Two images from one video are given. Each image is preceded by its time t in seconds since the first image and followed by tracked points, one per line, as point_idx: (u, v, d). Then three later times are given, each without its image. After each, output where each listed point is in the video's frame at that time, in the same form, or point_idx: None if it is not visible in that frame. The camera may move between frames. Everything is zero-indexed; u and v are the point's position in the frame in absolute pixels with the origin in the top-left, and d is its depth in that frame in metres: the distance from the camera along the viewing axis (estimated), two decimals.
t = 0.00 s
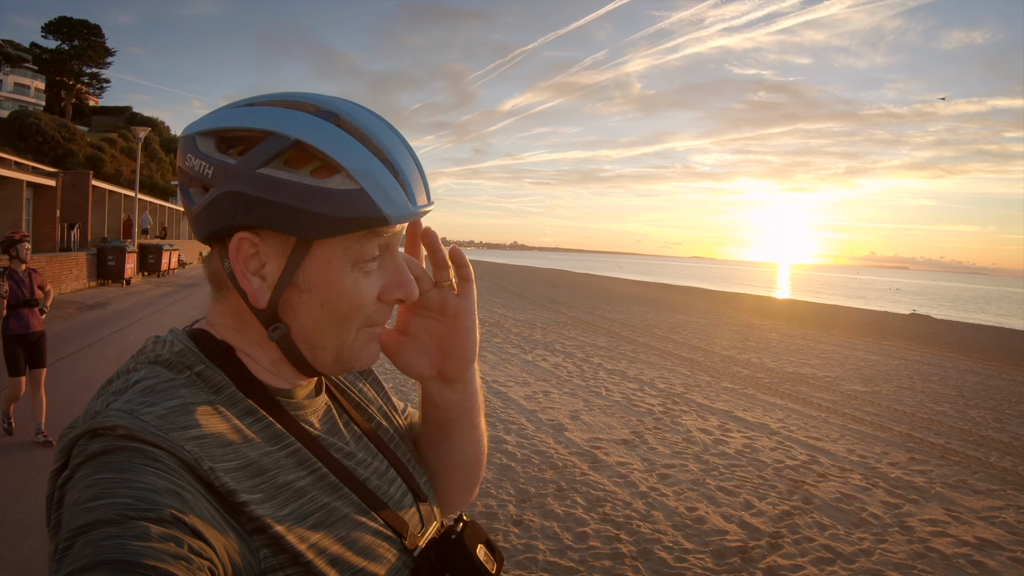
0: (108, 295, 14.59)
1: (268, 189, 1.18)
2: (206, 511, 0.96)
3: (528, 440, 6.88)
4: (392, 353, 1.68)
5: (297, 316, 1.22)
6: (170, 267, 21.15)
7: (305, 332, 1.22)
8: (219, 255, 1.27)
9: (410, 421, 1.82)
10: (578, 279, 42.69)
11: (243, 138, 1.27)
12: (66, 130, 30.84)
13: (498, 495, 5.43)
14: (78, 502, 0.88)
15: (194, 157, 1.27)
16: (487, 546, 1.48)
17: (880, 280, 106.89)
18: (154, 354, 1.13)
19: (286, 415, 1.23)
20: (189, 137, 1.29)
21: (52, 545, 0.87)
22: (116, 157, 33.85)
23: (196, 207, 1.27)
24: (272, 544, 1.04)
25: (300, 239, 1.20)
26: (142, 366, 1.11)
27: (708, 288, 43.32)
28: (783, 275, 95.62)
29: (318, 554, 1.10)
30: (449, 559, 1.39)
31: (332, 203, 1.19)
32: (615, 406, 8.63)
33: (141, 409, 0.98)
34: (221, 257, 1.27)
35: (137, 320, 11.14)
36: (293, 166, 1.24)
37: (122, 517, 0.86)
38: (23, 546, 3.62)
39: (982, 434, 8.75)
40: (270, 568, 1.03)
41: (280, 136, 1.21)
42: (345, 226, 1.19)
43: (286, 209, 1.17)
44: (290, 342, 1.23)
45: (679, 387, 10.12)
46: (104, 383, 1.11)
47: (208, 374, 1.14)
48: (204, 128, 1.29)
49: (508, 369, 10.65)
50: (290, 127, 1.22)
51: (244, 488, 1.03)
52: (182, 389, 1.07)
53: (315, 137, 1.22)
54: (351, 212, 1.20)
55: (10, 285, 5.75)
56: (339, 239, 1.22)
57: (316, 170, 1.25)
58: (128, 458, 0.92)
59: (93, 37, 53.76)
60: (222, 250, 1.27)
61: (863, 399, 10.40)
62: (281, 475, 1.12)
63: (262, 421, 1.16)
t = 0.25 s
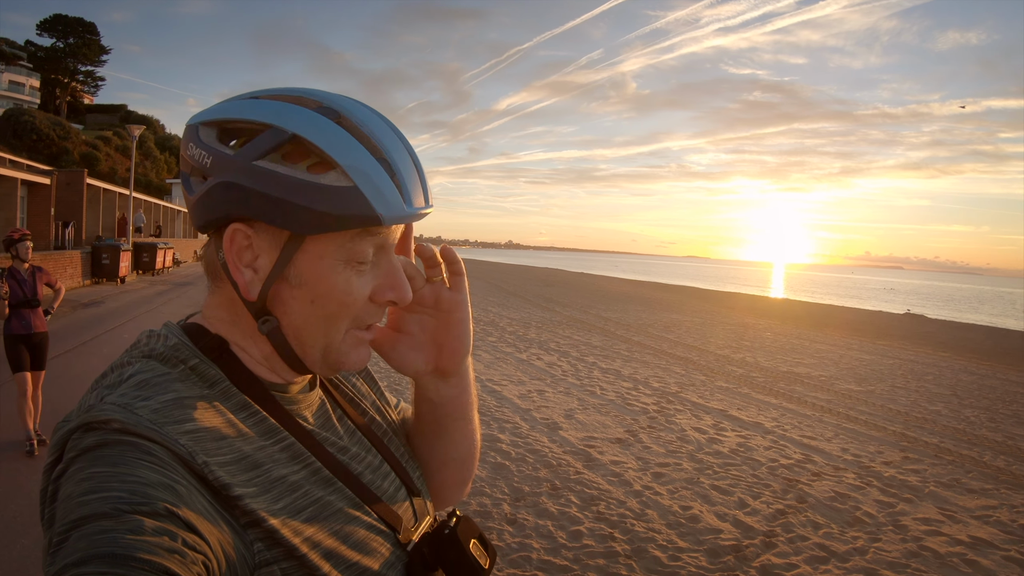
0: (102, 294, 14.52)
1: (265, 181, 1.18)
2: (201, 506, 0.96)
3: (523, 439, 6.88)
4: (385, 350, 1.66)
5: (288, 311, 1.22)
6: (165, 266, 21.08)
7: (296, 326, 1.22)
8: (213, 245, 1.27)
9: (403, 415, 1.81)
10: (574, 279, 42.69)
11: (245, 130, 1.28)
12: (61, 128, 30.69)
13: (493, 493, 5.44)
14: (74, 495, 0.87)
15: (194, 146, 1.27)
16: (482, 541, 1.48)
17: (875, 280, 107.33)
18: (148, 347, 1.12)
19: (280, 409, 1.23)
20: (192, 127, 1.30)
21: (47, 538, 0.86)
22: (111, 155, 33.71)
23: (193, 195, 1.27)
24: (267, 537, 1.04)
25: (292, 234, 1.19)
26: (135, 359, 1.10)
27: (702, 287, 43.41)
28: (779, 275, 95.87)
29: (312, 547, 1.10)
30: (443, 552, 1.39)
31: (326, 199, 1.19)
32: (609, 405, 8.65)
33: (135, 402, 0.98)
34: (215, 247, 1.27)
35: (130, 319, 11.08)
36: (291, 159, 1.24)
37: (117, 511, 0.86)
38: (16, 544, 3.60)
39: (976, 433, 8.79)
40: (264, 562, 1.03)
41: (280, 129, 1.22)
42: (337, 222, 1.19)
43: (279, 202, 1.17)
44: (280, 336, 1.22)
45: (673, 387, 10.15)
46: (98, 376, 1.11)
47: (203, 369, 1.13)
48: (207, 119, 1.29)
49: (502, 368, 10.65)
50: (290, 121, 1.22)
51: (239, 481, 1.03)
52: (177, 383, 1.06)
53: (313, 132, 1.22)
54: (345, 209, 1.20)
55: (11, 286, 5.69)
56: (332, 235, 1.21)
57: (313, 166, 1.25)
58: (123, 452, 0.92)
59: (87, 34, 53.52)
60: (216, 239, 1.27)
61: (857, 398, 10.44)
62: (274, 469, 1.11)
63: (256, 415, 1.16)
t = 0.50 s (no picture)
0: (97, 294, 14.47)
1: (269, 175, 1.18)
2: (194, 504, 0.96)
3: (518, 439, 6.89)
4: (382, 343, 1.71)
5: (282, 306, 1.22)
6: (160, 266, 21.02)
7: (290, 322, 1.22)
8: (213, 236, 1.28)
9: (398, 412, 1.82)
10: (570, 279, 42.72)
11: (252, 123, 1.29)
12: (57, 128, 30.57)
13: (488, 494, 5.44)
14: (67, 493, 0.88)
15: (201, 136, 1.28)
16: (475, 539, 1.48)
17: (870, 281, 107.76)
18: (143, 345, 1.12)
19: (276, 407, 1.23)
20: (201, 116, 1.31)
21: (39, 536, 0.86)
22: (107, 155, 33.60)
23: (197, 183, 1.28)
24: (261, 536, 1.04)
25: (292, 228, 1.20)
26: (130, 357, 1.10)
27: (698, 288, 43.51)
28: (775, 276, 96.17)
29: (307, 545, 1.10)
30: (436, 551, 1.39)
31: (325, 195, 1.19)
32: (604, 405, 8.66)
33: (130, 400, 0.98)
34: (215, 237, 1.27)
35: (125, 319, 11.05)
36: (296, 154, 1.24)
37: (110, 509, 0.86)
38: (10, 544, 3.58)
39: (970, 433, 8.83)
40: (258, 560, 1.03)
41: (285, 125, 1.23)
42: (334, 220, 1.19)
43: (277, 196, 1.17)
44: (272, 331, 1.22)
45: (669, 387, 10.17)
46: (93, 374, 1.11)
47: (197, 366, 1.13)
48: (218, 110, 1.31)
49: (498, 368, 10.66)
50: (297, 117, 1.23)
51: (233, 480, 1.03)
52: (172, 381, 1.07)
53: (319, 129, 1.23)
54: (342, 207, 1.20)
55: (11, 290, 5.58)
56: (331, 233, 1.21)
57: (316, 163, 1.26)
58: (117, 450, 0.92)
59: (82, 34, 53.36)
60: (216, 230, 1.27)
61: (852, 398, 10.49)
62: (269, 467, 1.11)
63: (251, 413, 1.16)
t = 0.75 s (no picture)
0: (95, 294, 14.45)
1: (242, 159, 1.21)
2: (195, 505, 0.96)
3: (515, 439, 6.89)
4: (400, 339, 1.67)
5: (259, 294, 1.22)
6: (158, 266, 20.99)
7: (267, 311, 1.21)
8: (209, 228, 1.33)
9: (394, 421, 1.82)
10: (568, 280, 42.74)
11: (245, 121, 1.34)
12: (54, 128, 30.53)
13: (485, 494, 5.44)
14: (66, 495, 0.87)
15: (200, 135, 1.35)
16: (475, 540, 1.48)
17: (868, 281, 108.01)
18: (143, 346, 1.13)
19: (275, 408, 1.24)
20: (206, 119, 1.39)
21: (38, 538, 0.86)
22: (104, 155, 33.56)
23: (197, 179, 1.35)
24: (262, 537, 1.04)
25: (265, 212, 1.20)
26: (129, 358, 1.10)
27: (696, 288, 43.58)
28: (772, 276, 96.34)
29: (307, 546, 1.10)
30: (436, 552, 1.38)
31: (290, 177, 1.18)
32: (602, 405, 8.66)
33: (130, 401, 0.98)
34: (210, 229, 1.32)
35: (123, 320, 11.05)
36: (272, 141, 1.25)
37: (109, 511, 0.86)
38: (7, 545, 3.58)
39: (968, 433, 8.86)
40: (259, 561, 1.03)
41: (261, 113, 1.25)
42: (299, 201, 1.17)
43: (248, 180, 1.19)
44: (254, 321, 1.22)
45: (666, 387, 10.18)
46: (92, 375, 1.11)
47: (197, 366, 1.14)
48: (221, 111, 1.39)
49: (495, 369, 10.67)
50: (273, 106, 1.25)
51: (233, 481, 1.03)
52: (171, 382, 1.07)
53: (294, 117, 1.23)
54: (308, 191, 1.18)
55: (13, 290, 5.56)
56: (300, 217, 1.20)
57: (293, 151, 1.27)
58: (118, 452, 0.92)
59: (80, 35, 53.32)
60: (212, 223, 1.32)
61: (849, 398, 10.51)
62: (269, 468, 1.11)
63: (250, 414, 1.16)
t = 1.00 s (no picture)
0: (91, 294, 14.42)
1: (205, 157, 1.30)
2: (202, 507, 0.95)
3: (512, 440, 6.89)
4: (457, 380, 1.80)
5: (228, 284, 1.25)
6: (155, 266, 20.94)
7: (235, 299, 1.23)
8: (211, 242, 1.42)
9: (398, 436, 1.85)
10: (565, 280, 42.78)
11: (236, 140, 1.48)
12: (51, 128, 30.45)
13: (482, 494, 5.44)
14: (73, 496, 0.88)
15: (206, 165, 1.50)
16: (479, 543, 1.48)
17: (865, 281, 108.32)
18: (151, 346, 1.13)
19: (280, 409, 1.24)
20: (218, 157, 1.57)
21: (44, 539, 0.86)
22: (101, 155, 33.49)
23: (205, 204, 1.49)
24: (268, 539, 1.03)
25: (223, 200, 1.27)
26: (137, 358, 1.10)
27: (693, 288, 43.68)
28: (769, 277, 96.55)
29: (313, 548, 1.10)
30: (441, 554, 1.39)
31: (231, 156, 1.24)
32: (598, 406, 8.67)
33: (137, 402, 0.98)
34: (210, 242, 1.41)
35: (120, 320, 11.03)
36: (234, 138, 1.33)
37: (116, 513, 0.86)
38: (4, 546, 3.57)
39: (964, 433, 8.89)
40: (266, 563, 1.02)
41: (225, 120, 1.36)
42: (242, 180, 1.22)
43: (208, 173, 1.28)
44: (230, 312, 1.24)
45: (663, 387, 10.19)
46: (99, 374, 1.11)
47: (203, 367, 1.14)
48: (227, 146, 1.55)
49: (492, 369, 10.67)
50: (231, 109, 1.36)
51: (241, 483, 1.02)
52: (178, 382, 1.07)
53: (248, 108, 1.30)
54: (249, 169, 1.22)
55: (16, 291, 5.44)
56: (248, 197, 1.24)
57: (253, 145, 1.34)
58: (124, 453, 0.92)
59: (77, 34, 53.21)
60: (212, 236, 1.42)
61: (846, 398, 10.54)
62: (275, 469, 1.11)
63: (256, 415, 1.16)
